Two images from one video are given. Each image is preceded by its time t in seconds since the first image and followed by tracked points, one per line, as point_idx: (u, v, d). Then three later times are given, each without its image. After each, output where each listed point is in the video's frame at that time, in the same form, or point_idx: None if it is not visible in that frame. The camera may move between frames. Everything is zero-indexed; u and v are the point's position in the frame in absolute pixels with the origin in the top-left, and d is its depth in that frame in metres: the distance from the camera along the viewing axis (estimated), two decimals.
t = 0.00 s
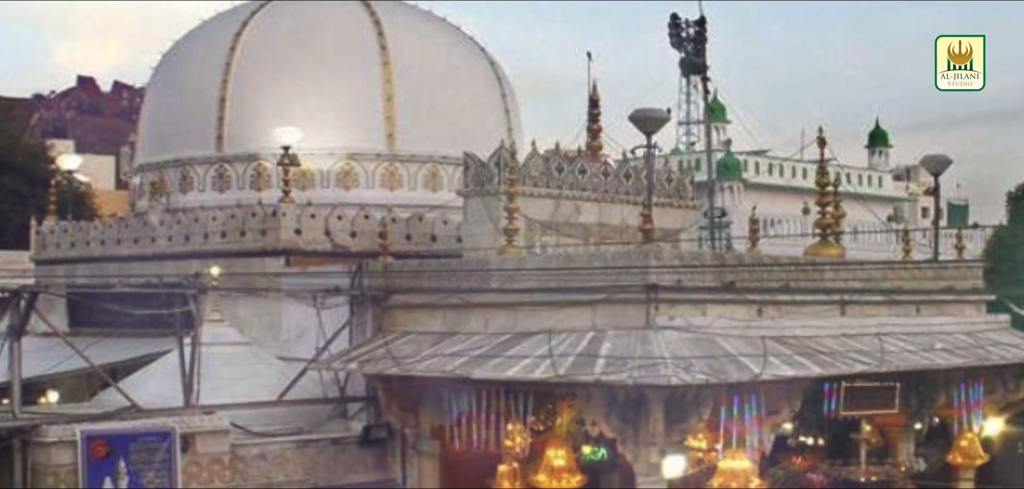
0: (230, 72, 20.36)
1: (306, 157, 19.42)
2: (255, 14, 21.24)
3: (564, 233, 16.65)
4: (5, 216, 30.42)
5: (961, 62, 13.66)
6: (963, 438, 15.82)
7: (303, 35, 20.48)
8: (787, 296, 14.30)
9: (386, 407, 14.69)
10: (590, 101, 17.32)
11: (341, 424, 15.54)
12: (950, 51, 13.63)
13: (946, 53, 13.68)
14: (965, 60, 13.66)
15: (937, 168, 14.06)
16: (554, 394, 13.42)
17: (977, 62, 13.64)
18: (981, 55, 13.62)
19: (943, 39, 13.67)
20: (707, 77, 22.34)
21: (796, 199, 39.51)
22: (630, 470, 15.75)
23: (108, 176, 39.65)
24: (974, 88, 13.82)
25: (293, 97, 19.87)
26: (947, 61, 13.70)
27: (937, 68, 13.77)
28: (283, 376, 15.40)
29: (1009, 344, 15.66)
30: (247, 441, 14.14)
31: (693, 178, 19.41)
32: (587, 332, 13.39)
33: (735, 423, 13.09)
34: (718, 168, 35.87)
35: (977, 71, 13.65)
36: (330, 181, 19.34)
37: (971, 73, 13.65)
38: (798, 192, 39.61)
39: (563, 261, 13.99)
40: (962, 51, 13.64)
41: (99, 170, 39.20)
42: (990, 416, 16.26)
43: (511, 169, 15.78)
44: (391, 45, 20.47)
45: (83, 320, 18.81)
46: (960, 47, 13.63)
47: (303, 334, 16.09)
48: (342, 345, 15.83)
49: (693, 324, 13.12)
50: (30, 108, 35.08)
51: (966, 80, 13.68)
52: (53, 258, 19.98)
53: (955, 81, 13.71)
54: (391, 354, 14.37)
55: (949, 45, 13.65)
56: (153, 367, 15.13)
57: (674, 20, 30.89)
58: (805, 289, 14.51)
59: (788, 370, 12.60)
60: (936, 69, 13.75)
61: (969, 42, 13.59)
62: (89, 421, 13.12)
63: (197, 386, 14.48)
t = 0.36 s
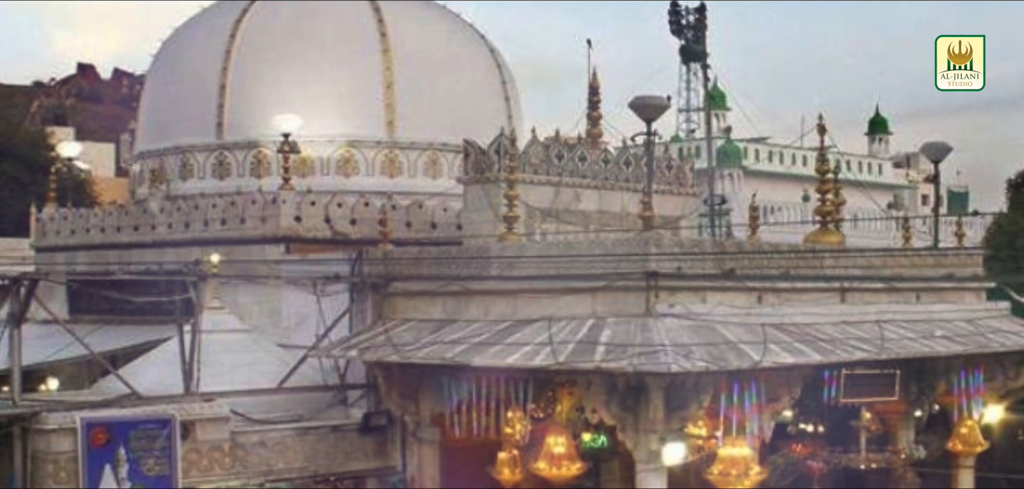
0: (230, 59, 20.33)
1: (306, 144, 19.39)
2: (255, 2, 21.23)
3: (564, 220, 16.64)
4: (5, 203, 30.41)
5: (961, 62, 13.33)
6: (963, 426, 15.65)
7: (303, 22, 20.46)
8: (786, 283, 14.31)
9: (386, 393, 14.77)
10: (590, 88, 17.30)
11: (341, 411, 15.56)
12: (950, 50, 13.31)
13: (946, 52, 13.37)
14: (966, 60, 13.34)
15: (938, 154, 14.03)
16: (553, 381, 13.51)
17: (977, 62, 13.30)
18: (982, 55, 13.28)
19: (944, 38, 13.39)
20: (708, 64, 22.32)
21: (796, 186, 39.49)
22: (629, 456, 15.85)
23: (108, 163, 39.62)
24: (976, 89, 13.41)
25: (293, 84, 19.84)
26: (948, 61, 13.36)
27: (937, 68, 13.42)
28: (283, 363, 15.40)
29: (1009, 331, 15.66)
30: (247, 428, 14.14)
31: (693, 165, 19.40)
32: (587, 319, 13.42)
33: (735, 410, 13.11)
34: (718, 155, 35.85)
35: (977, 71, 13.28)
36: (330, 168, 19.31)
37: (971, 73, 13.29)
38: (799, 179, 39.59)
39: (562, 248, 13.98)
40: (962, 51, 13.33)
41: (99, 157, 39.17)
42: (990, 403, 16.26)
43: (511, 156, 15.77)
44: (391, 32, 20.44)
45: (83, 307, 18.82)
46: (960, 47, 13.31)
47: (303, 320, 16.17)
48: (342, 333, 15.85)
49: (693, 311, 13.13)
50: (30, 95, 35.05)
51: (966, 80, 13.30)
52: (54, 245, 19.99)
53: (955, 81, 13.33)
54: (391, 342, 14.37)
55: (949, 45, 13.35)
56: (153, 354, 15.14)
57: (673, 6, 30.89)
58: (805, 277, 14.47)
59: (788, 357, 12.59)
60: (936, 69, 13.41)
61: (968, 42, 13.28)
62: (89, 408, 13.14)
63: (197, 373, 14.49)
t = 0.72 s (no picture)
0: (230, 46, 20.31)
1: (306, 131, 19.39)
2: None
3: (564, 208, 16.62)
4: (5, 191, 30.41)
5: (962, 61, 11.98)
6: (963, 413, 15.69)
7: (303, 9, 20.40)
8: (786, 270, 14.32)
9: (386, 381, 14.73)
10: (590, 75, 17.25)
11: (341, 399, 15.58)
12: (949, 49, 11.93)
13: (946, 52, 11.99)
14: (966, 59, 11.97)
15: (938, 142, 13.98)
16: (554, 368, 13.35)
17: (978, 61, 11.92)
18: (983, 54, 11.89)
19: (943, 37, 12.01)
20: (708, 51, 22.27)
21: (796, 173, 39.46)
22: (629, 444, 15.72)
23: (108, 150, 39.59)
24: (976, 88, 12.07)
25: (293, 71, 19.81)
26: (947, 60, 12.01)
27: (936, 67, 12.10)
28: (283, 350, 15.37)
29: (1009, 318, 15.66)
30: (247, 416, 14.15)
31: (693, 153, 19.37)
32: (587, 306, 13.42)
33: (735, 398, 13.06)
34: (718, 143, 35.80)
35: (978, 70, 11.92)
36: (330, 155, 19.30)
37: (971, 73, 11.94)
38: (799, 166, 39.54)
39: (562, 234, 13.93)
40: (963, 50, 11.94)
41: (99, 144, 39.13)
42: (990, 390, 16.23)
43: (511, 143, 15.74)
44: (391, 19, 20.39)
45: (83, 295, 18.82)
46: (960, 47, 11.93)
47: (303, 307, 16.13)
48: (342, 320, 15.92)
49: (692, 298, 13.12)
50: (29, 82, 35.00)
51: (966, 80, 11.98)
52: (54, 232, 19.98)
53: (955, 81, 12.02)
54: (391, 329, 14.38)
55: (948, 44, 11.97)
56: (153, 341, 15.13)
57: None
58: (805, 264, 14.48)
59: (788, 345, 12.59)
60: (935, 68, 12.09)
61: (969, 40, 11.90)
62: (89, 396, 13.15)
63: (197, 361, 14.51)
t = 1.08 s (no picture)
0: (230, 34, 20.27)
1: (306, 118, 19.33)
2: None
3: (564, 194, 16.63)
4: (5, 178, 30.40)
5: (961, 62, 12.12)
6: (963, 400, 15.80)
7: None
8: (786, 257, 14.32)
9: (386, 368, 14.82)
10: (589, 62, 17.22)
11: (342, 386, 15.51)
12: (949, 50, 12.05)
13: (945, 52, 12.11)
14: (966, 59, 12.10)
15: (938, 129, 13.94)
16: (553, 356, 13.40)
17: (978, 62, 12.05)
18: (983, 55, 12.00)
19: (943, 37, 12.09)
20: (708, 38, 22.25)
21: (796, 160, 39.44)
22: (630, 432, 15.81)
23: (108, 137, 39.58)
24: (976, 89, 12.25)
25: (293, 58, 19.76)
26: (947, 60, 12.16)
27: (937, 67, 12.26)
28: (283, 337, 15.39)
29: (1009, 305, 15.67)
30: (247, 403, 14.16)
31: (693, 140, 19.37)
32: (587, 293, 13.41)
33: (735, 384, 13.06)
34: (718, 130, 35.77)
35: (978, 70, 12.06)
36: (330, 142, 19.26)
37: (970, 73, 12.09)
38: (799, 153, 39.53)
39: (563, 222, 13.91)
40: (962, 51, 12.06)
41: (99, 131, 39.13)
42: (990, 378, 16.18)
43: (512, 130, 15.71)
44: (391, 6, 20.37)
45: (83, 282, 18.83)
46: (960, 47, 12.04)
47: (303, 295, 16.12)
48: (342, 307, 15.95)
49: (692, 285, 13.11)
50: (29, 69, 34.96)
51: (966, 81, 12.13)
52: (54, 219, 19.98)
53: (955, 81, 12.20)
54: (391, 316, 14.39)
55: (948, 45, 12.07)
56: (153, 328, 15.14)
57: None
58: (805, 251, 14.49)
59: (788, 331, 12.60)
60: (935, 68, 12.25)
61: (969, 41, 11.99)
62: (89, 383, 13.16)
63: (197, 348, 14.53)
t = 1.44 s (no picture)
0: (230, 21, 20.24)
1: (306, 106, 19.32)
2: None
3: (564, 182, 16.61)
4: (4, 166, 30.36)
5: (962, 61, 11.62)
6: (963, 388, 15.67)
7: None
8: (786, 245, 14.31)
9: (386, 355, 14.98)
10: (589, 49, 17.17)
11: (342, 373, 15.48)
12: (949, 50, 11.55)
13: (945, 52, 11.61)
14: (966, 59, 11.59)
15: (938, 117, 13.93)
16: (553, 343, 13.43)
17: (978, 61, 11.55)
18: (983, 55, 11.50)
19: (942, 36, 11.60)
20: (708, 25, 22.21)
21: (796, 147, 39.39)
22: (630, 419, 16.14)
23: (108, 124, 39.54)
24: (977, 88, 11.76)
25: (293, 46, 19.76)
26: (947, 60, 11.66)
27: (937, 67, 11.76)
28: (283, 324, 15.38)
29: (1009, 292, 15.67)
30: (247, 391, 14.13)
31: (693, 127, 19.34)
32: (587, 281, 13.41)
33: (734, 372, 13.04)
34: (718, 117, 35.68)
35: (978, 70, 11.59)
36: (330, 129, 19.25)
37: (970, 73, 11.60)
38: (798, 140, 39.47)
39: (563, 209, 13.92)
40: (962, 51, 11.54)
41: (99, 119, 39.08)
42: (990, 365, 16.09)
43: (512, 118, 15.71)
44: None
45: (83, 269, 18.82)
46: (960, 47, 11.52)
47: (303, 282, 16.14)
48: (342, 294, 15.94)
49: (693, 273, 13.11)
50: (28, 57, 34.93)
51: (966, 80, 11.65)
52: (53, 207, 19.96)
53: (954, 81, 11.72)
54: (391, 303, 14.40)
55: (948, 44, 11.57)
56: (153, 316, 15.16)
57: None
58: (804, 238, 14.49)
59: (788, 318, 12.61)
60: (935, 68, 11.75)
61: (968, 40, 11.47)
62: (89, 370, 13.15)
63: (197, 335, 14.53)
